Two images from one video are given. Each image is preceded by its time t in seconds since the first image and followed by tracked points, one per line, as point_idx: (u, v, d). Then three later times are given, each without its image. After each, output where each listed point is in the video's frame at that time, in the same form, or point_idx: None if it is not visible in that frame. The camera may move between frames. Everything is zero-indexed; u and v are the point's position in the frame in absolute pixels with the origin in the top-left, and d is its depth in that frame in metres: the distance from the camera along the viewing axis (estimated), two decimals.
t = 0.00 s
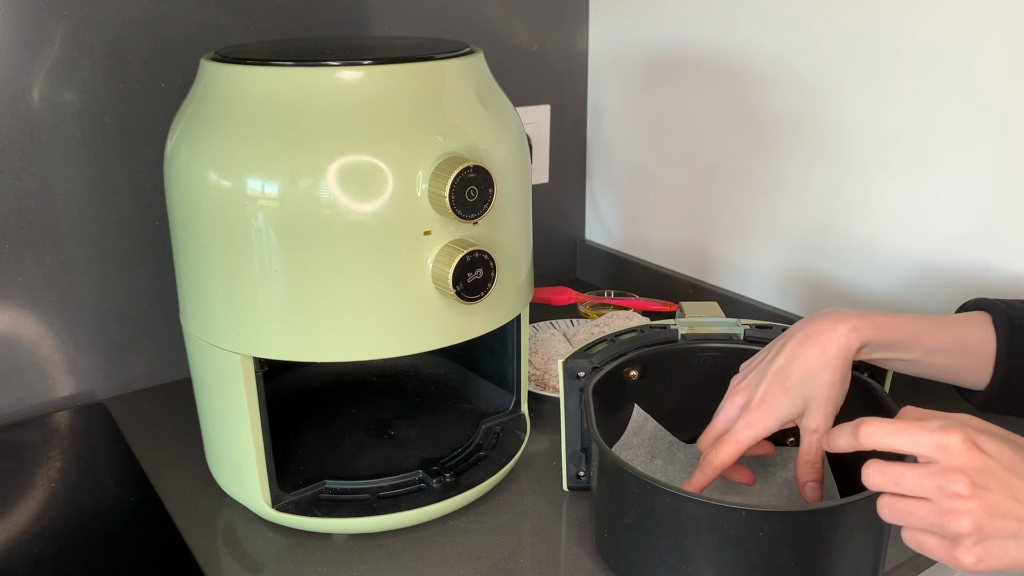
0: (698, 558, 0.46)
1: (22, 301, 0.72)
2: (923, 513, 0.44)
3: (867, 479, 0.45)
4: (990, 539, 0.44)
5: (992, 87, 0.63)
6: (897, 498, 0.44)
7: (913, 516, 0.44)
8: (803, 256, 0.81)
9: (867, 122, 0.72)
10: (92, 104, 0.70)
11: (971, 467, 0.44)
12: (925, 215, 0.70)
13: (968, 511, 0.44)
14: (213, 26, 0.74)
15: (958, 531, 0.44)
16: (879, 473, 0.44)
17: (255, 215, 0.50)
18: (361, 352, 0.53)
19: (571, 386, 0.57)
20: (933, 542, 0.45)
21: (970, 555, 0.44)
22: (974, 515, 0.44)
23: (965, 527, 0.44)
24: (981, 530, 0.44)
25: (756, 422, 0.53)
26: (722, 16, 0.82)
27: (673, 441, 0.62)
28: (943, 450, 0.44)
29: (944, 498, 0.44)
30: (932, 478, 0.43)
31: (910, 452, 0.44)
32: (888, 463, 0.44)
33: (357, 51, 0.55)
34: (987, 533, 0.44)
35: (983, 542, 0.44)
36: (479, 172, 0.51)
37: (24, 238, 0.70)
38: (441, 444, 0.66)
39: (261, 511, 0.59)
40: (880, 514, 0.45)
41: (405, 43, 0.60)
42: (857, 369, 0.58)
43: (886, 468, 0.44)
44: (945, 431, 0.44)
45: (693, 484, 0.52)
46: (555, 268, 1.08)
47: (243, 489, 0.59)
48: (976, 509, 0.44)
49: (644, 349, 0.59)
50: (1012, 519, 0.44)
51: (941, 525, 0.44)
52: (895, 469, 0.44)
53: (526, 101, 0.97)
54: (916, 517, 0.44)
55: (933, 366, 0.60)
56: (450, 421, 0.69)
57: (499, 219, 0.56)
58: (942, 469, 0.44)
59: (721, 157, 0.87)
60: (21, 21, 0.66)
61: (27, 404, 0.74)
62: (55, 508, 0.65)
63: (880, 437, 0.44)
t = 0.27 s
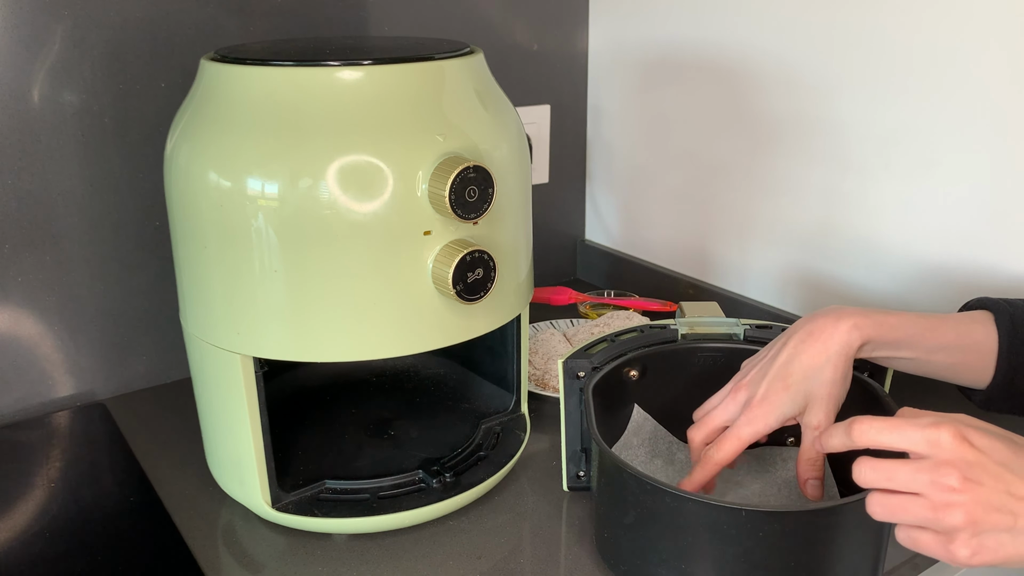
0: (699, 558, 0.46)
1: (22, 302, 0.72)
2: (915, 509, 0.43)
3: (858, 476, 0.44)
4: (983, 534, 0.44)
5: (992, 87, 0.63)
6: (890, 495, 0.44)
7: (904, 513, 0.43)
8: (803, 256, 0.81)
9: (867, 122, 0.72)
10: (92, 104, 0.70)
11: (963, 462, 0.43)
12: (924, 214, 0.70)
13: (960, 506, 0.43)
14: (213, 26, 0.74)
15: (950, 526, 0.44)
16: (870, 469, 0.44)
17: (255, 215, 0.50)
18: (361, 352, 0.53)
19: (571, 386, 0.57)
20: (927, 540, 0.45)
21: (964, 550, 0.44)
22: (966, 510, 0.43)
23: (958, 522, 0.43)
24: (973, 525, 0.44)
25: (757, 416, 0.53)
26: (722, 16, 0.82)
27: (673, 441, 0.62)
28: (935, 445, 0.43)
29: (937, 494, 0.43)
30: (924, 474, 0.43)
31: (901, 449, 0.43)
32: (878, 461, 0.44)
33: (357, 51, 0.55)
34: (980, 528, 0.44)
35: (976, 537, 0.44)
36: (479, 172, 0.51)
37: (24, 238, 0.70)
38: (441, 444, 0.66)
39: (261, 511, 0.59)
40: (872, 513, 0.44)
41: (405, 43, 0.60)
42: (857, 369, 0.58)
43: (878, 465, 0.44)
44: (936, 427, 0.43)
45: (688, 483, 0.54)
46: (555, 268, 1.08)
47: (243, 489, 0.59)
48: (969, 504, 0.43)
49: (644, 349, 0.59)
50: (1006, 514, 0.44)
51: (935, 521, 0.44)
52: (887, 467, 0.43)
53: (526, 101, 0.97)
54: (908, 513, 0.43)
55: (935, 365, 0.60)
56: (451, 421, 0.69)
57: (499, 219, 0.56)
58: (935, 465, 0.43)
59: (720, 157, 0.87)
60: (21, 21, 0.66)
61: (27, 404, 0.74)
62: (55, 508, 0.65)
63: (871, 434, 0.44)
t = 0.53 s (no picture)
0: (699, 558, 0.46)
1: (22, 302, 0.72)
2: (897, 444, 0.38)
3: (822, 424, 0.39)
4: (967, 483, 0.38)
5: (992, 87, 0.63)
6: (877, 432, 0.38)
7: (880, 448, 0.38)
8: (803, 256, 0.81)
9: (867, 122, 0.72)
10: (92, 104, 0.70)
11: (950, 403, 0.38)
12: (924, 215, 0.70)
13: (945, 445, 0.38)
14: (214, 26, 0.74)
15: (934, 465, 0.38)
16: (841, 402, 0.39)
17: (255, 215, 0.50)
18: (361, 352, 0.53)
19: (571, 386, 0.57)
20: (905, 482, 0.38)
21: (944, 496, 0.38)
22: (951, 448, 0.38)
23: (941, 462, 0.38)
24: (953, 464, 0.38)
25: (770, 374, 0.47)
26: (722, 16, 0.82)
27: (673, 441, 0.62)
28: (929, 384, 0.38)
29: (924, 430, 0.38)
30: (916, 405, 0.38)
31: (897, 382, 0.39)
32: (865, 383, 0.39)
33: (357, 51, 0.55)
34: (964, 473, 0.38)
35: (959, 482, 0.38)
36: (479, 173, 0.51)
37: (24, 238, 0.70)
38: (441, 444, 0.66)
39: (261, 511, 0.59)
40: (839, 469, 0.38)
41: (405, 43, 0.60)
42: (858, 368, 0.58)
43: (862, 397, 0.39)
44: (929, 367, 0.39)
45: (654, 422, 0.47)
46: (555, 268, 1.08)
47: (243, 489, 0.59)
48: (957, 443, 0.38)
49: (644, 349, 0.60)
50: (993, 458, 0.38)
51: (914, 451, 0.38)
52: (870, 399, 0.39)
53: (526, 101, 0.97)
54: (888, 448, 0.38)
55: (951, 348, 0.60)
56: (451, 421, 0.69)
57: (499, 219, 0.56)
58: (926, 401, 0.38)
59: (721, 157, 0.87)
60: (21, 21, 0.66)
61: (27, 404, 0.74)
62: (55, 508, 0.65)
63: (864, 363, 0.39)
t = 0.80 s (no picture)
0: (699, 558, 0.46)
1: (22, 302, 0.72)
2: (868, 431, 0.44)
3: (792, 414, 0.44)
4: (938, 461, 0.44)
5: (992, 87, 0.63)
6: (847, 420, 0.44)
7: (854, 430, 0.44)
8: (803, 256, 0.81)
9: (867, 122, 0.72)
10: (92, 104, 0.70)
11: (899, 392, 0.45)
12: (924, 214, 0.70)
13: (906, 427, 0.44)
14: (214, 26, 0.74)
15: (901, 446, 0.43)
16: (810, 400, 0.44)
17: (255, 215, 0.50)
18: (362, 352, 0.53)
19: (571, 386, 0.57)
20: (890, 464, 0.43)
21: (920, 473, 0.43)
22: (913, 429, 0.44)
23: (907, 444, 0.43)
24: (920, 444, 0.44)
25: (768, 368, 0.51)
26: (722, 16, 0.82)
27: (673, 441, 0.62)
28: (879, 381, 0.46)
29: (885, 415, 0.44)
30: (871, 399, 0.45)
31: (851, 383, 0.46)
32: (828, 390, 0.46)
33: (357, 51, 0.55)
34: (930, 451, 0.44)
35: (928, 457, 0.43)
36: (479, 173, 0.51)
37: (24, 238, 0.70)
38: (441, 444, 0.66)
39: (261, 511, 0.59)
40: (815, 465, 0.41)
41: (405, 43, 0.60)
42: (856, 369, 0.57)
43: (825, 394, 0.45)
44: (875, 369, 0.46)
45: (665, 397, 0.51)
46: (555, 268, 1.08)
47: (243, 490, 0.59)
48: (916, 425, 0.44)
49: (644, 349, 0.60)
50: (954, 432, 0.44)
51: (886, 437, 0.43)
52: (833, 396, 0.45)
53: (526, 101, 0.97)
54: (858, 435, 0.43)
55: (960, 345, 0.60)
56: (451, 421, 0.69)
57: (499, 219, 0.56)
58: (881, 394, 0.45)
59: (721, 157, 0.87)
60: (21, 21, 0.66)
61: (27, 404, 0.74)
62: (55, 508, 0.65)
63: (823, 370, 0.47)
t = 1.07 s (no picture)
0: (698, 558, 0.46)
1: (22, 302, 0.72)
2: (852, 455, 0.44)
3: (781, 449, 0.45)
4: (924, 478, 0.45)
5: (992, 87, 0.63)
6: (829, 447, 0.45)
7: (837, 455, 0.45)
8: (804, 256, 0.81)
9: (867, 122, 0.72)
10: (92, 104, 0.70)
11: (881, 415, 0.47)
12: (924, 214, 0.70)
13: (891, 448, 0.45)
14: (213, 26, 0.74)
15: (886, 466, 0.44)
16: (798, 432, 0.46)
17: (255, 215, 0.50)
18: (362, 352, 0.53)
19: (571, 386, 0.57)
20: (879, 485, 0.43)
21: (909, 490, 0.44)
22: (897, 449, 0.45)
23: (894, 464, 0.44)
24: (904, 461, 0.45)
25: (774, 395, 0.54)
26: (722, 16, 0.82)
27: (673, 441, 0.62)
28: (861, 407, 0.47)
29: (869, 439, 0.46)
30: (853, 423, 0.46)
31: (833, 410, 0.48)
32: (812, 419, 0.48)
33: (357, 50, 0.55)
34: (915, 470, 0.45)
35: (915, 476, 0.44)
36: (479, 172, 0.51)
37: (24, 238, 0.70)
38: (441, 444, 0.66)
39: (261, 511, 0.59)
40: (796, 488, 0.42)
41: (405, 43, 0.60)
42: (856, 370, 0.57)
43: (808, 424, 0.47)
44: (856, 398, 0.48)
45: (671, 423, 0.55)
46: (555, 268, 1.08)
47: (243, 490, 0.59)
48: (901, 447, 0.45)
49: (644, 349, 0.59)
50: (939, 448, 0.46)
51: (871, 457, 0.44)
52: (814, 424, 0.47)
53: (526, 100, 0.97)
54: (842, 460, 0.44)
55: (957, 356, 0.60)
56: (451, 421, 0.69)
57: (499, 219, 0.56)
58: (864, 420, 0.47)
59: (721, 157, 0.87)
60: (21, 21, 0.66)
61: (27, 404, 0.74)
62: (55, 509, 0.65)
63: (808, 404, 0.48)
